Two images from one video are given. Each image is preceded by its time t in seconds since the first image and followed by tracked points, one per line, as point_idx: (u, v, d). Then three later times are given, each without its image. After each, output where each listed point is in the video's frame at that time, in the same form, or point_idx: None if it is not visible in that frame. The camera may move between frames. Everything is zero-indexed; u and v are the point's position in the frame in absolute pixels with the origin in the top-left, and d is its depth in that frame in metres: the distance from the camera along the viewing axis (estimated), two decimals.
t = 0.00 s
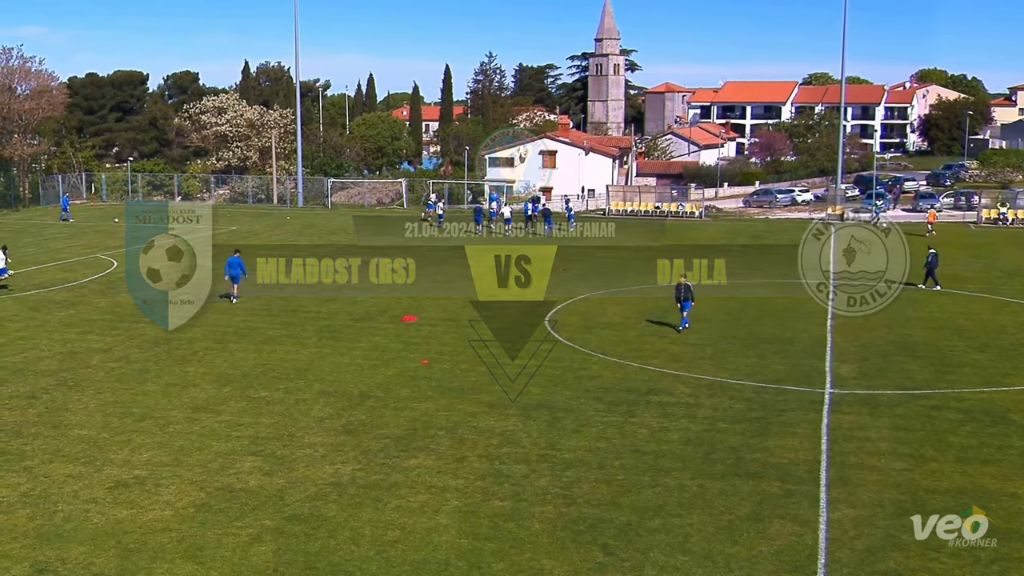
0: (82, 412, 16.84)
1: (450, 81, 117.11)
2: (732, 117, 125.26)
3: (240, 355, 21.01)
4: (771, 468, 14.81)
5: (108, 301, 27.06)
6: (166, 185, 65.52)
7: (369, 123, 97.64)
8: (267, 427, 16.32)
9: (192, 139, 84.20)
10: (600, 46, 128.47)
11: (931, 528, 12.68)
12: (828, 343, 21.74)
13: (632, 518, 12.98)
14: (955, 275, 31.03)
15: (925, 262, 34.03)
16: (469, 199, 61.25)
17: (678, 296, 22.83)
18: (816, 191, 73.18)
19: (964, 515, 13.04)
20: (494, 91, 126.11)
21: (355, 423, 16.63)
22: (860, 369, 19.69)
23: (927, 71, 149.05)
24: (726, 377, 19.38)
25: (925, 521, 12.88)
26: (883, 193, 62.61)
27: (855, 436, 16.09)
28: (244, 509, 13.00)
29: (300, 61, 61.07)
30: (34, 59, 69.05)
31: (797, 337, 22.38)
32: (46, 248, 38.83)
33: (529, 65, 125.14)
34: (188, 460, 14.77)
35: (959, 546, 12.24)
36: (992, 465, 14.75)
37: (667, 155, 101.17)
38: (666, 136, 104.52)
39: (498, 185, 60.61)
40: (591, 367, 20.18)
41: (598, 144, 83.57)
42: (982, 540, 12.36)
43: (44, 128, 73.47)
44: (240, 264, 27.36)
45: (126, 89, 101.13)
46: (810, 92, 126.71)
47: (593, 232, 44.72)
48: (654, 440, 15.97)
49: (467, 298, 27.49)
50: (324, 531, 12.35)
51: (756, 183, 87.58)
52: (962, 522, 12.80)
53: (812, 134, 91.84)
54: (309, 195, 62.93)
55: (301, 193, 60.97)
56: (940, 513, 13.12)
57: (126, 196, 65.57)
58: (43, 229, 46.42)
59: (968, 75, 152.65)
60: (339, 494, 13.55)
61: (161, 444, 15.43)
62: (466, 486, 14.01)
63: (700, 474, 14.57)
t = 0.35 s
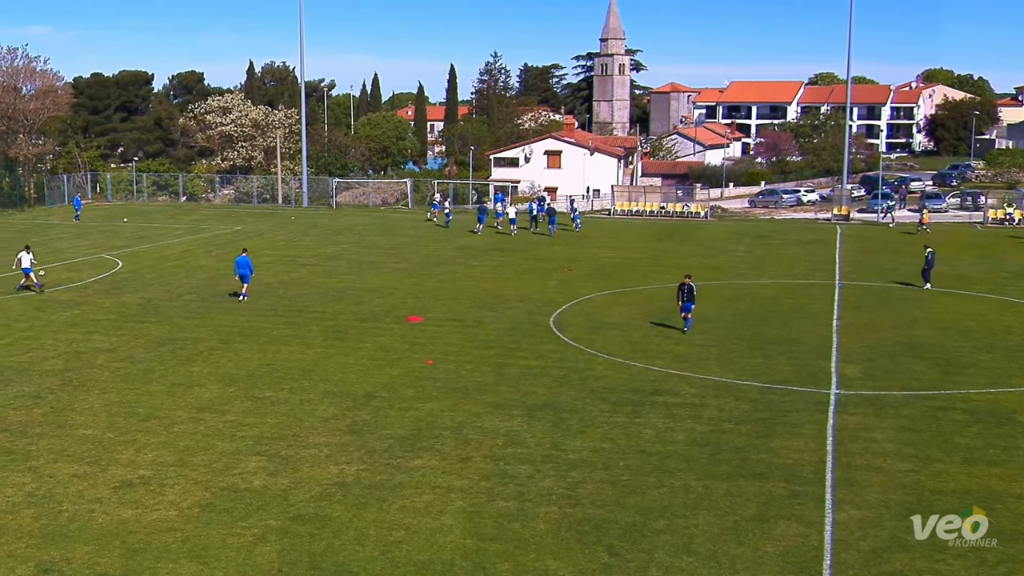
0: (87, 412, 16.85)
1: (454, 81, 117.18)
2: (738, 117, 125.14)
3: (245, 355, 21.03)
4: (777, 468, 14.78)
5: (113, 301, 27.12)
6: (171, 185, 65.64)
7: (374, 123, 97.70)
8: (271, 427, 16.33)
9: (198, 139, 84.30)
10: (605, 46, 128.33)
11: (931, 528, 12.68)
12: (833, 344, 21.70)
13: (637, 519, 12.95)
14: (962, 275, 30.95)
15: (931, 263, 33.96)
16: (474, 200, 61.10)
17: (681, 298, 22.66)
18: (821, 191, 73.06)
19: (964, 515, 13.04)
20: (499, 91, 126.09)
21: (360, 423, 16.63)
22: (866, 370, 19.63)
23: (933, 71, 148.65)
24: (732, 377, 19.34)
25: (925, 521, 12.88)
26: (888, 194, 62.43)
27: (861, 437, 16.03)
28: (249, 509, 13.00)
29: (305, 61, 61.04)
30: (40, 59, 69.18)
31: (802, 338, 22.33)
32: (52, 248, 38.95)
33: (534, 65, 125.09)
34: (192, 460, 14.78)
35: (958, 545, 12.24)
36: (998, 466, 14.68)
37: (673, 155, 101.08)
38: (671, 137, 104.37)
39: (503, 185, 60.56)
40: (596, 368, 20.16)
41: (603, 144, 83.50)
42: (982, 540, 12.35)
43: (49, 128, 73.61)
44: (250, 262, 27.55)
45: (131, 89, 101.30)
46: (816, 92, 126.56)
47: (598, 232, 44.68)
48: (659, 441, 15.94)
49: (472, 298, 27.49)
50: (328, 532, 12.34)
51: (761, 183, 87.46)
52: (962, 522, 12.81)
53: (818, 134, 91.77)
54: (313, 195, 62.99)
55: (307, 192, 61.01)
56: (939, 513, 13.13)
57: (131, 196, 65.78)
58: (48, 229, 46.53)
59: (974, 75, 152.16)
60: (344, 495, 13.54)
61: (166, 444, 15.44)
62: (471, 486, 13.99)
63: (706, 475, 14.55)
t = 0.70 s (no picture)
0: (104, 410, 17.08)
1: (469, 81, 117.44)
2: (753, 117, 124.72)
3: (261, 353, 21.25)
4: (791, 468, 14.81)
5: (130, 300, 27.41)
6: (187, 185, 66.11)
7: (389, 123, 98.02)
8: (287, 425, 16.52)
9: (215, 139, 84.83)
10: (620, 46, 128.21)
11: (931, 528, 12.71)
12: (848, 344, 21.67)
13: (650, 518, 13.04)
14: (976, 275, 30.82)
15: (946, 263, 33.85)
16: (489, 200, 61.15)
17: (693, 298, 22.59)
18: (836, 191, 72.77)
19: (964, 515, 13.07)
20: (514, 91, 126.18)
21: (375, 421, 16.80)
22: (880, 370, 19.60)
23: (949, 71, 147.74)
24: (746, 377, 19.36)
25: (925, 521, 12.90)
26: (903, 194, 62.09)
27: (875, 437, 16.03)
28: (264, 506, 13.18)
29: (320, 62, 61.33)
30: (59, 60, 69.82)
31: (817, 338, 22.31)
32: (71, 247, 39.34)
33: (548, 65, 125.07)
34: (208, 457, 14.96)
35: (958, 545, 12.27)
36: (1013, 467, 14.65)
37: (687, 155, 100.86)
38: (685, 137, 104.17)
39: (518, 185, 60.64)
40: (610, 367, 20.25)
41: (617, 145, 83.44)
42: (982, 540, 12.38)
43: (67, 128, 74.26)
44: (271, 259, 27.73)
45: (149, 89, 102.03)
46: (831, 92, 126.07)
47: (612, 232, 44.69)
48: (673, 440, 16.01)
49: (486, 297, 27.60)
50: (344, 529, 12.50)
51: (775, 183, 87.17)
52: (962, 522, 12.84)
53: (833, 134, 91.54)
54: (329, 194, 63.32)
55: (322, 192, 61.34)
56: (939, 512, 13.15)
57: (149, 196, 66.27)
58: (66, 229, 46.96)
59: (990, 76, 151.08)
60: (359, 493, 13.69)
61: (182, 441, 15.63)
62: (485, 485, 14.11)
63: (719, 474, 14.60)
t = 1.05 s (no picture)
0: (132, 407, 17.39)
1: (494, 81, 117.65)
2: (778, 117, 123.93)
3: (286, 351, 21.51)
4: (814, 470, 14.79)
5: (157, 298, 27.81)
6: (214, 184, 66.80)
7: (414, 123, 98.44)
8: (312, 423, 16.73)
9: (241, 139, 85.63)
10: (645, 46, 127.88)
11: (931, 528, 12.75)
12: (873, 345, 21.55)
13: (674, 518, 13.08)
14: (1005, 277, 30.50)
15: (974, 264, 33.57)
16: (513, 199, 61.27)
17: (715, 300, 22.49)
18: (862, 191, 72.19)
19: (965, 515, 13.09)
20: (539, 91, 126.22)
21: (399, 419, 16.97)
22: (906, 371, 19.49)
23: (977, 71, 145.97)
24: (770, 378, 19.32)
25: (925, 521, 12.95)
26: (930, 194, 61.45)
27: (901, 439, 15.96)
28: (289, 504, 13.37)
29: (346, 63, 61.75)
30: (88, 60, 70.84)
31: (842, 339, 22.20)
32: (99, 245, 39.90)
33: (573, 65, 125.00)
34: (234, 455, 15.19)
35: (959, 546, 12.29)
36: None
37: (712, 155, 100.38)
38: (710, 137, 103.71)
39: (542, 185, 60.68)
40: (634, 367, 20.29)
41: (642, 144, 83.25)
42: (982, 540, 12.40)
43: (96, 128, 75.25)
44: (303, 258, 28.09)
45: (177, 89, 103.19)
46: (856, 92, 125.07)
47: (636, 232, 44.65)
48: (697, 441, 16.03)
49: (510, 297, 27.72)
50: (367, 527, 12.66)
51: (801, 183, 86.55)
52: (962, 522, 12.87)
53: (859, 134, 90.73)
54: (354, 194, 63.74)
55: (347, 191, 61.77)
56: (939, 513, 13.19)
57: (176, 195, 67.06)
58: (95, 228, 47.60)
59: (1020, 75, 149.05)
60: (383, 491, 13.85)
61: (208, 439, 15.89)
62: (508, 484, 14.22)
63: (743, 475, 14.61)
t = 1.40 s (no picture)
0: (160, 405, 17.65)
1: (520, 81, 117.76)
2: (806, 117, 122.94)
3: (313, 350, 21.74)
4: (842, 472, 14.72)
5: (186, 297, 28.16)
6: (242, 184, 67.47)
7: (441, 123, 98.79)
8: (339, 421, 16.91)
9: (270, 139, 86.38)
10: (672, 46, 127.37)
11: (931, 528, 12.78)
12: (903, 346, 21.38)
13: (701, 519, 13.09)
14: None
15: (1005, 265, 33.15)
16: (540, 199, 61.29)
17: (740, 301, 22.31)
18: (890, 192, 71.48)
19: (965, 515, 13.12)
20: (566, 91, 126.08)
21: (425, 419, 17.09)
22: (935, 373, 19.32)
23: (1009, 71, 143.83)
24: (797, 379, 19.24)
25: (925, 521, 13.00)
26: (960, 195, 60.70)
27: (929, 441, 15.83)
28: (316, 502, 13.51)
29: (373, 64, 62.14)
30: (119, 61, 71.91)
31: (870, 340, 22.04)
32: (129, 244, 40.41)
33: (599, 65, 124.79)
34: (261, 453, 15.37)
35: (958, 545, 12.32)
36: None
37: (740, 155, 99.74)
38: (738, 137, 103.09)
39: (569, 185, 60.64)
40: (660, 367, 20.30)
41: (669, 144, 82.95)
42: (982, 540, 12.43)
43: (126, 128, 76.21)
44: (333, 257, 28.31)
45: (206, 90, 104.36)
46: (886, 92, 123.80)
47: (662, 232, 44.53)
48: (723, 442, 16.00)
49: (536, 297, 27.79)
50: (394, 526, 12.76)
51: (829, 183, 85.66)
52: (962, 522, 12.89)
53: (888, 134, 89.90)
54: (382, 194, 64.15)
55: (374, 191, 62.14)
56: (940, 513, 13.22)
57: (205, 195, 67.85)
58: (126, 227, 48.26)
59: None
60: (409, 490, 13.98)
61: (235, 437, 16.09)
62: (534, 483, 14.29)
63: (770, 477, 14.57)
